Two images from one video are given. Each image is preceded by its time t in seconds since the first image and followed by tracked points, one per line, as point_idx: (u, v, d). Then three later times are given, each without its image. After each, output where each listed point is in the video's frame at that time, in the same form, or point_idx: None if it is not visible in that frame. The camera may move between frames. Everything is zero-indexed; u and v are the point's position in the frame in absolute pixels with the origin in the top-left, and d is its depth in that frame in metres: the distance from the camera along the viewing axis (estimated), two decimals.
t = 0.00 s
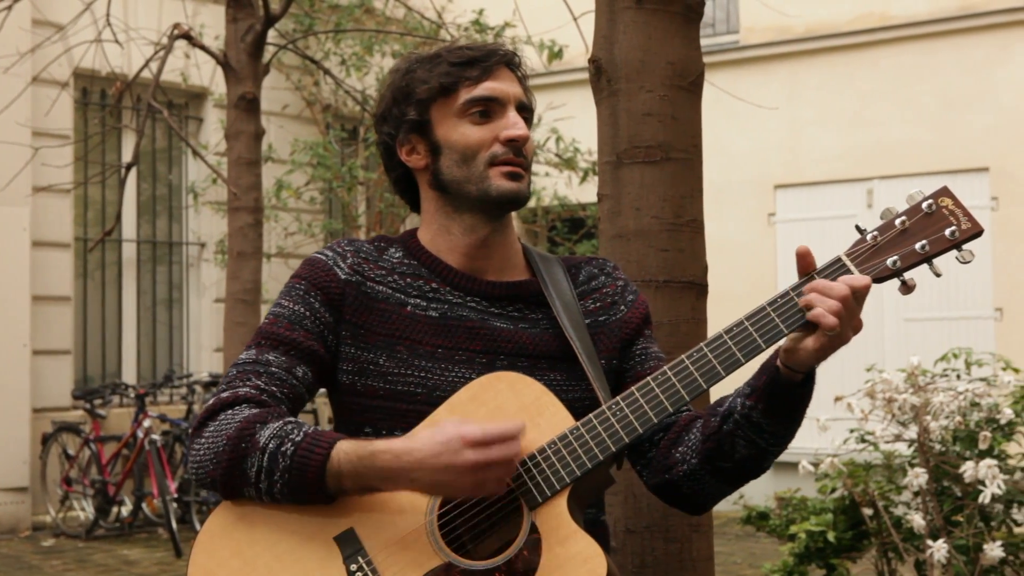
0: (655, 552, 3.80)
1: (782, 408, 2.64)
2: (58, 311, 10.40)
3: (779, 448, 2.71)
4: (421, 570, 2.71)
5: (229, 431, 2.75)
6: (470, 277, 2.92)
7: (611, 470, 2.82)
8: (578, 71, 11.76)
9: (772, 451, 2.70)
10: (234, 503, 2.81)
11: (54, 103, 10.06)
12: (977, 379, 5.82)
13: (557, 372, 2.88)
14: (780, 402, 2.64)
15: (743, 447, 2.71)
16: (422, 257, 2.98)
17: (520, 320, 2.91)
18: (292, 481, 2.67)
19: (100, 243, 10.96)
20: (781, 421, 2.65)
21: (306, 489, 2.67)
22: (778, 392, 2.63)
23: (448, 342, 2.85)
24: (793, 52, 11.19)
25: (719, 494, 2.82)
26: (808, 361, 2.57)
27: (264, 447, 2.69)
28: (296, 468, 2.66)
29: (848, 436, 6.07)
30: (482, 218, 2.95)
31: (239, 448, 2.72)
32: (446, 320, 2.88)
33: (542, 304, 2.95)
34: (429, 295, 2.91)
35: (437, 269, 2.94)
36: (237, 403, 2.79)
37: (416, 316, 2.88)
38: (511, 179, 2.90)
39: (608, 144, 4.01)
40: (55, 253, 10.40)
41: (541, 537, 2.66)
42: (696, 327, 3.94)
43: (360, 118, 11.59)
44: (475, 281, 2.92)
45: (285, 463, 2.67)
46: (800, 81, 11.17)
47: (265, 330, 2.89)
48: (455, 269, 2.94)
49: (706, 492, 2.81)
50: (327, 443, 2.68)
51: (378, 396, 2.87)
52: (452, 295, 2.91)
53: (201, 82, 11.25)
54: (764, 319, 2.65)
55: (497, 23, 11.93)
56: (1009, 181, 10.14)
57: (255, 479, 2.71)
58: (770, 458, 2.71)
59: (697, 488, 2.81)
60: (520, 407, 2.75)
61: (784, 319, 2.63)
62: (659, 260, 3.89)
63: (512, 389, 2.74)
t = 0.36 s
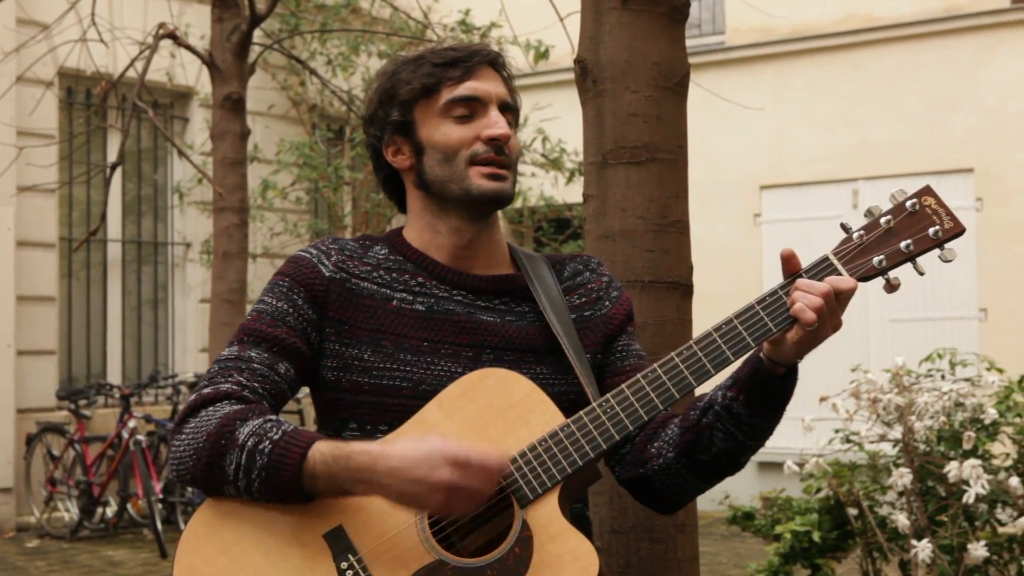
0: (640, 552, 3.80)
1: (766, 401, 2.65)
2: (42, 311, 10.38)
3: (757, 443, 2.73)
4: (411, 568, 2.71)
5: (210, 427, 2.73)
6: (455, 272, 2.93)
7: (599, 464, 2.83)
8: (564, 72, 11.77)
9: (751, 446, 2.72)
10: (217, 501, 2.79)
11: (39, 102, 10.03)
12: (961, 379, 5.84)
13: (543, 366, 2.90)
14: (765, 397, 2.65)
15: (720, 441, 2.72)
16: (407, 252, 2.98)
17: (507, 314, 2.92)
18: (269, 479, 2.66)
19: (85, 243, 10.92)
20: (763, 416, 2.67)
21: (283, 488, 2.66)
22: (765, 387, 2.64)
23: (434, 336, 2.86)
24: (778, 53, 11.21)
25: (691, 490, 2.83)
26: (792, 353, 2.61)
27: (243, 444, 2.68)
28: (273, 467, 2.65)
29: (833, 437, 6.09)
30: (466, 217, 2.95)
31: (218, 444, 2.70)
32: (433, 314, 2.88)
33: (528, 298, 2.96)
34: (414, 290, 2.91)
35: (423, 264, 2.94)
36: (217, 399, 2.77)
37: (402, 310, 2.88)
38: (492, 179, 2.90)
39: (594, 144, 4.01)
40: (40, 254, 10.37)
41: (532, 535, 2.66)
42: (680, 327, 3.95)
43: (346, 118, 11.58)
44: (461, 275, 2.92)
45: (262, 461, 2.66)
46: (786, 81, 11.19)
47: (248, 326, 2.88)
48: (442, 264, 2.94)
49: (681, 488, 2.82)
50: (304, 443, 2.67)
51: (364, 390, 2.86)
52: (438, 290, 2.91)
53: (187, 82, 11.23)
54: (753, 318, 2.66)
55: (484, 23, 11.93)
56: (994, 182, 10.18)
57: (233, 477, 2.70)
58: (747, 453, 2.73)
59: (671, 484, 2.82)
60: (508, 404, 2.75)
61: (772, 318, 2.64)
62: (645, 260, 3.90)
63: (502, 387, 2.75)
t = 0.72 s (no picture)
0: (623, 552, 3.81)
1: (741, 402, 2.66)
2: (24, 311, 10.35)
3: (734, 446, 2.74)
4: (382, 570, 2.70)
5: (194, 428, 2.74)
6: (442, 274, 2.93)
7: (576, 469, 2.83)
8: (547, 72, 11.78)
9: (727, 448, 2.73)
10: (198, 503, 2.80)
11: (21, 101, 10.01)
12: (944, 379, 5.84)
13: (525, 370, 2.90)
14: (738, 397, 2.65)
15: (697, 443, 2.74)
16: (394, 253, 2.98)
17: (491, 318, 2.92)
18: (254, 483, 2.68)
19: (67, 243, 10.89)
20: (739, 417, 2.67)
21: (267, 491, 2.68)
22: (738, 388, 2.65)
23: (418, 338, 2.86)
24: (762, 54, 11.24)
25: (672, 494, 2.85)
26: (766, 354, 2.60)
27: (228, 447, 2.68)
28: (259, 472, 2.67)
29: (816, 437, 6.10)
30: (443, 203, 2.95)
31: (203, 448, 2.71)
32: (417, 316, 2.88)
33: (513, 302, 2.97)
34: (400, 292, 2.91)
35: (410, 266, 2.94)
36: (203, 399, 2.77)
37: (387, 312, 2.88)
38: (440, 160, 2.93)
39: (578, 144, 4.02)
40: (21, 253, 10.34)
41: (504, 537, 2.65)
42: (664, 328, 3.95)
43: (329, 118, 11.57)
44: (447, 276, 2.93)
45: (247, 466, 2.67)
46: (769, 82, 11.22)
47: (234, 326, 2.87)
48: (428, 266, 2.94)
49: (658, 490, 2.85)
50: (289, 450, 2.68)
51: (346, 392, 2.86)
52: (423, 292, 2.91)
53: (170, 81, 11.21)
54: (728, 319, 2.65)
55: (468, 23, 11.93)
56: (976, 183, 10.22)
57: (218, 481, 2.71)
58: (724, 456, 2.74)
59: (650, 486, 2.85)
60: (485, 406, 2.77)
61: (746, 318, 2.63)
62: (627, 260, 3.90)
63: (479, 390, 2.77)
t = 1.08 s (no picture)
0: (603, 552, 3.81)
1: (718, 406, 2.67)
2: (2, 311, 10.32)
3: (712, 449, 2.75)
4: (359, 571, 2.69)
5: (180, 426, 2.71)
6: (426, 274, 2.93)
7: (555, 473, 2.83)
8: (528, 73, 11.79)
9: (705, 451, 2.74)
10: (177, 498, 2.79)
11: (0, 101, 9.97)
12: (922, 379, 5.86)
13: (507, 371, 2.90)
14: (717, 400, 2.67)
15: (675, 446, 2.74)
16: (379, 253, 2.98)
17: (475, 318, 2.92)
18: (236, 485, 2.66)
19: (47, 243, 10.85)
20: (717, 420, 2.69)
21: (251, 494, 2.67)
22: (717, 390, 2.66)
23: (401, 338, 2.85)
24: (743, 55, 11.26)
25: (650, 496, 2.85)
26: (746, 357, 2.61)
27: (212, 448, 2.67)
28: (242, 473, 2.66)
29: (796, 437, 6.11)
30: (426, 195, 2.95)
31: (187, 446, 2.69)
32: (401, 316, 2.88)
33: (497, 304, 2.97)
34: (385, 291, 2.91)
35: (394, 265, 2.94)
36: (189, 398, 2.75)
37: (371, 312, 2.88)
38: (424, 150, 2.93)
39: (558, 145, 4.02)
40: None
41: (482, 538, 2.65)
42: (644, 329, 3.95)
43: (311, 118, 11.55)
44: (431, 277, 2.93)
45: (231, 468, 2.66)
46: (751, 84, 11.25)
47: (220, 323, 2.86)
48: (413, 266, 2.94)
49: (637, 493, 2.84)
50: (275, 453, 2.68)
51: (329, 391, 2.85)
52: (407, 292, 2.91)
53: (151, 81, 11.18)
54: (707, 321, 2.65)
55: (449, 23, 11.93)
56: (956, 185, 10.27)
57: (200, 479, 2.69)
58: (702, 460, 2.76)
59: (628, 489, 2.85)
60: (464, 407, 2.77)
61: (726, 320, 2.63)
62: (608, 261, 3.91)
63: (457, 389, 2.76)
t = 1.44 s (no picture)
0: (585, 552, 3.81)
1: (702, 406, 2.68)
2: None
3: (698, 448, 2.75)
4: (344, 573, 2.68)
5: (161, 429, 2.71)
6: (408, 274, 2.93)
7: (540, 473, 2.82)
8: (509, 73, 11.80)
9: (690, 451, 2.74)
10: (161, 503, 2.78)
11: None
12: (903, 379, 5.87)
13: (491, 372, 2.90)
14: (701, 399, 2.68)
15: (660, 445, 2.74)
16: (360, 253, 2.98)
17: (457, 318, 2.92)
18: (221, 483, 2.65)
19: (27, 243, 10.80)
20: (701, 420, 2.69)
21: (234, 492, 2.65)
22: (701, 391, 2.67)
23: (383, 339, 2.85)
24: (725, 56, 11.29)
25: (634, 496, 2.84)
26: (729, 357, 2.62)
27: (196, 447, 2.66)
28: (226, 473, 2.64)
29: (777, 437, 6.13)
30: (407, 194, 2.96)
31: (170, 447, 2.68)
32: (383, 317, 2.87)
33: (479, 304, 2.97)
34: (366, 292, 2.91)
35: (375, 265, 2.94)
36: (172, 401, 2.74)
37: (353, 313, 2.88)
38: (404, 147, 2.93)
39: (539, 146, 4.02)
40: None
41: (467, 539, 2.64)
42: (626, 329, 3.96)
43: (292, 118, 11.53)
44: (413, 277, 2.92)
45: (215, 466, 2.65)
46: (732, 84, 11.26)
47: (200, 326, 2.86)
48: (394, 266, 2.94)
49: (621, 493, 2.84)
50: (260, 449, 2.66)
51: (312, 393, 2.85)
52: (389, 292, 2.91)
53: (131, 81, 11.15)
54: (691, 320, 2.67)
55: (431, 23, 11.93)
56: (936, 186, 10.31)
57: (182, 480, 2.68)
58: (687, 459, 2.76)
59: (612, 489, 2.85)
60: (447, 410, 2.76)
61: (710, 320, 2.65)
62: (589, 261, 3.91)
63: (440, 391, 2.76)
